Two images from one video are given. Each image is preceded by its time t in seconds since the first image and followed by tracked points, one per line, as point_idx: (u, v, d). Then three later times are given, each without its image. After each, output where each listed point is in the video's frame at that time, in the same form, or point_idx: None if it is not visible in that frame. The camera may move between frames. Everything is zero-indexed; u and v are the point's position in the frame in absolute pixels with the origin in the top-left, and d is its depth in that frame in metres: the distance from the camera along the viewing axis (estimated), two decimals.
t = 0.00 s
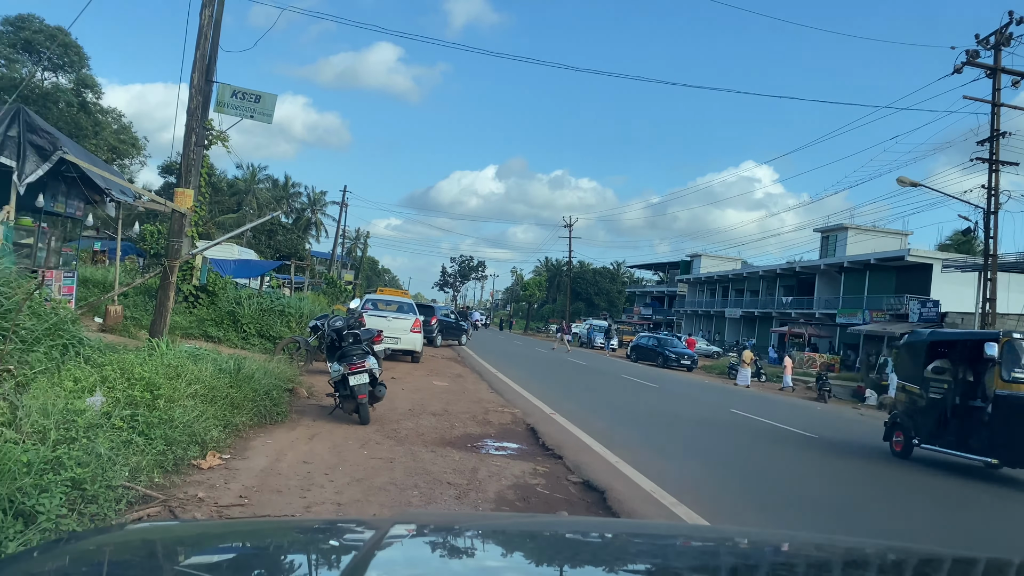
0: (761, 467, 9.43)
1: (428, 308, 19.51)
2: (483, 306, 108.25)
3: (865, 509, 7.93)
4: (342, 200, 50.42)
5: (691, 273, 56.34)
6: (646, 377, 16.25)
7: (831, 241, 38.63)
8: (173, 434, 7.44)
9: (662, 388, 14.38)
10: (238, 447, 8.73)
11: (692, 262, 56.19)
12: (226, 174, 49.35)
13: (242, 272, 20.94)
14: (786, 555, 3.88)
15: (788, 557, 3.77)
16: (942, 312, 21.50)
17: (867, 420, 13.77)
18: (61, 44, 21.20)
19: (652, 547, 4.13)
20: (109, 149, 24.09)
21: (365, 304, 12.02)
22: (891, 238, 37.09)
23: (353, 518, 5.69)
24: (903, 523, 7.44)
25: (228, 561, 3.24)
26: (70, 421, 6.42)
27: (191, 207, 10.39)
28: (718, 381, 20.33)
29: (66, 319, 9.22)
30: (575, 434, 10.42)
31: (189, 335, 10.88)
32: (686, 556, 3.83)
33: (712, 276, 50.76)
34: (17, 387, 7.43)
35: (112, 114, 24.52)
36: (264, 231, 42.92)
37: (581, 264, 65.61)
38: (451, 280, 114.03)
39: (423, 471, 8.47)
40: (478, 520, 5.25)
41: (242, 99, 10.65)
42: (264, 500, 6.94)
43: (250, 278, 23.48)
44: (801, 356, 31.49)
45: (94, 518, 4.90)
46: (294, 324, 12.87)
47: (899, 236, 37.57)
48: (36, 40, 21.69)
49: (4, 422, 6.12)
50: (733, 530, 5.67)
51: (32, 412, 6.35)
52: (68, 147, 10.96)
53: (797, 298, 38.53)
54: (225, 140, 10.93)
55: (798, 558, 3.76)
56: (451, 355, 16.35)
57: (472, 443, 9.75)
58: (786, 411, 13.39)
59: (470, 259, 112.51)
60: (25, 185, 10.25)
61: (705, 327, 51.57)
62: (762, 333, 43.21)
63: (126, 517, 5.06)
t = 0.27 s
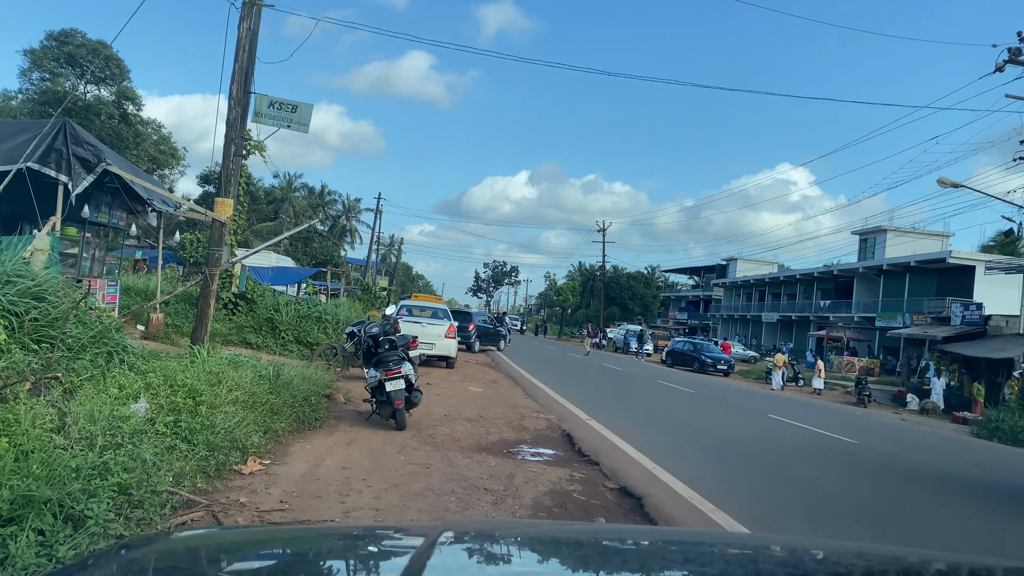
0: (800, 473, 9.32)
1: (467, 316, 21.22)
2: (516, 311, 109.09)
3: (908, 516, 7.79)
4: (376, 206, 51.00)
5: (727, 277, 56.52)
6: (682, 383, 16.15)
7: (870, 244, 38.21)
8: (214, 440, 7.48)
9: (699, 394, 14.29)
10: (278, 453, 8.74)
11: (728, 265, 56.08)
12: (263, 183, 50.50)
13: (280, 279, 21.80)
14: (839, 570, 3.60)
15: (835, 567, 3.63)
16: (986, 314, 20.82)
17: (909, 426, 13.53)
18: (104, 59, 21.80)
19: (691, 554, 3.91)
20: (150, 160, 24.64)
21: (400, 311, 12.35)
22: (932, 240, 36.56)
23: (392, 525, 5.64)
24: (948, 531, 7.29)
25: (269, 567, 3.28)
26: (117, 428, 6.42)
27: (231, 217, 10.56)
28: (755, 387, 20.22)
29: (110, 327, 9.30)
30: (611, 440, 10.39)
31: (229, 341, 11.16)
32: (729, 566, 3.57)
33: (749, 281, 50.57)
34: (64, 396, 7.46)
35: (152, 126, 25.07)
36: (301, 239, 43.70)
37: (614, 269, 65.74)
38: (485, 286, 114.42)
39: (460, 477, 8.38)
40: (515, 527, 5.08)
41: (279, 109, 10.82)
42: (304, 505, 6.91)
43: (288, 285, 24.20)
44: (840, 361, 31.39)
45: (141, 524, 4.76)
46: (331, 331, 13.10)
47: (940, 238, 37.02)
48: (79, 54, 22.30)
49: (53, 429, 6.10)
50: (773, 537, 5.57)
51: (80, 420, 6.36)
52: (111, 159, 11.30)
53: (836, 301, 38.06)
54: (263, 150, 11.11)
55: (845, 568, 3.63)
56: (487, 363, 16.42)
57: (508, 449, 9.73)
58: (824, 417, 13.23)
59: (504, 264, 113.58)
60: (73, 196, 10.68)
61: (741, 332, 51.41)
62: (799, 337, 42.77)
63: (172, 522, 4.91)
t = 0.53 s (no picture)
0: (826, 477, 9.23)
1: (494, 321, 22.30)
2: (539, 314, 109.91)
3: (937, 521, 7.70)
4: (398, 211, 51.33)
5: (750, 279, 56.32)
6: (706, 387, 16.05)
7: (896, 245, 37.88)
8: (240, 444, 7.51)
9: (723, 398, 14.22)
10: (303, 456, 8.81)
11: (752, 267, 55.81)
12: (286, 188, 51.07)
13: (305, 284, 22.04)
14: None
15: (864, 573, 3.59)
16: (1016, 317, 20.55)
17: (938, 430, 13.35)
18: (131, 67, 22.13)
19: (716, 560, 3.87)
20: (175, 166, 24.93)
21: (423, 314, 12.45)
22: (960, 241, 36.12)
23: (418, 529, 5.64)
24: (978, 537, 7.19)
25: (295, 570, 3.32)
26: (145, 431, 6.48)
27: (256, 223, 10.66)
28: (779, 390, 20.07)
29: (138, 332, 9.40)
30: (634, 443, 10.37)
31: (255, 345, 11.32)
32: (757, 572, 3.54)
33: (773, 284, 50.16)
34: (93, 400, 7.54)
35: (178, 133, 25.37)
36: (324, 244, 44.12)
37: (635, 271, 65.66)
38: (507, 289, 114.70)
39: (484, 481, 8.37)
40: (540, 531, 5.05)
41: (302, 115, 10.89)
42: (329, 509, 6.95)
43: (312, 290, 24.39)
44: (868, 364, 31.16)
45: (169, 527, 4.79)
46: (354, 335, 13.21)
47: (969, 239, 36.67)
48: (106, 62, 22.63)
49: (82, 432, 6.17)
50: (799, 542, 5.49)
51: (108, 424, 6.42)
52: (139, 166, 11.46)
53: (862, 304, 37.63)
54: (287, 156, 11.20)
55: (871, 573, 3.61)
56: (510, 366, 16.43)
57: (532, 453, 9.71)
58: (849, 421, 13.10)
59: (526, 267, 114.11)
60: (102, 204, 10.89)
61: (766, 336, 50.94)
62: (825, 340, 42.33)
63: (198, 525, 4.94)
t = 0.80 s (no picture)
0: (838, 479, 9.18)
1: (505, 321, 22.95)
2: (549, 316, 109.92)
3: (951, 522, 7.64)
4: (408, 213, 51.53)
5: (761, 281, 56.20)
6: (717, 388, 16.01)
7: (909, 246, 37.72)
8: (253, 445, 7.54)
9: (733, 399, 14.18)
10: (314, 457, 8.83)
11: (763, 269, 55.70)
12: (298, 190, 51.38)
13: (315, 285, 22.35)
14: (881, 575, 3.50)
15: (876, 570, 3.57)
16: None
17: (951, 431, 13.27)
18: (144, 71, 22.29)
19: (728, 557, 3.86)
20: (188, 168, 25.06)
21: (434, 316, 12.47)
22: (973, 241, 35.93)
23: (429, 528, 5.63)
24: (995, 538, 7.13)
25: (308, 566, 3.32)
26: (158, 431, 6.51)
27: (267, 224, 10.68)
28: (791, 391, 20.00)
29: (151, 333, 9.46)
30: (644, 444, 10.37)
31: (266, 346, 11.34)
32: (769, 569, 3.52)
33: (785, 284, 49.97)
34: (107, 401, 7.59)
35: (190, 136, 25.50)
36: (335, 246, 44.31)
37: (645, 273, 65.62)
38: (517, 290, 114.85)
39: (495, 482, 8.37)
40: (550, 528, 5.04)
41: (314, 117, 10.94)
42: (341, 509, 6.97)
43: (324, 291, 24.51)
44: (881, 365, 31.02)
45: (181, 526, 4.81)
46: (366, 336, 13.26)
47: (982, 240, 36.48)
48: (119, 66, 22.78)
49: (96, 432, 6.21)
50: (812, 542, 5.46)
51: (122, 424, 6.46)
52: (152, 169, 11.54)
53: (875, 305, 37.48)
54: (299, 158, 11.25)
55: (881, 570, 3.59)
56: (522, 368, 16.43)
57: (543, 454, 9.69)
58: (860, 422, 13.04)
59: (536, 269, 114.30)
60: (115, 206, 10.96)
61: (778, 336, 50.74)
62: (837, 341, 42.13)
63: (211, 524, 4.97)
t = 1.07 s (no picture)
0: (839, 479, 9.16)
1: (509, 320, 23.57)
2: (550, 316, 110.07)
3: (953, 522, 7.64)
4: (409, 213, 51.55)
5: (761, 282, 56.22)
6: (717, 388, 15.99)
7: (909, 246, 37.72)
8: (252, 444, 7.53)
9: (734, 399, 14.19)
10: (314, 456, 8.82)
11: (763, 269, 55.72)
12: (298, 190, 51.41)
13: (316, 285, 22.34)
14: (881, 573, 3.49)
15: (874, 569, 3.57)
16: None
17: (952, 432, 13.27)
18: (145, 71, 22.31)
19: (727, 557, 3.85)
20: (188, 167, 25.09)
21: (434, 316, 12.45)
22: (974, 242, 35.91)
23: (428, 526, 5.61)
24: (998, 539, 7.12)
25: (307, 564, 3.32)
26: (157, 430, 6.50)
27: (268, 224, 10.67)
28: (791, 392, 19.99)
29: (151, 332, 9.45)
30: (644, 443, 10.37)
31: (266, 345, 11.34)
32: (769, 569, 3.50)
33: (785, 285, 49.97)
34: (107, 400, 7.59)
35: (191, 135, 25.51)
36: (336, 246, 44.38)
37: (645, 274, 65.66)
38: (518, 290, 114.98)
39: (495, 482, 8.36)
40: (550, 527, 5.03)
41: (314, 117, 10.95)
42: (340, 508, 6.95)
43: (325, 291, 24.52)
44: (882, 365, 30.97)
45: (181, 525, 4.81)
46: (366, 335, 13.26)
47: (983, 241, 36.46)
48: (120, 66, 22.82)
49: (96, 431, 6.20)
50: (811, 541, 5.46)
51: (121, 423, 6.44)
52: (153, 168, 11.54)
53: (875, 306, 37.44)
54: (300, 157, 11.25)
55: (879, 568, 3.58)
56: (522, 367, 16.45)
57: (543, 454, 9.68)
58: (860, 422, 13.05)
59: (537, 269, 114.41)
60: (115, 206, 10.96)
61: (778, 336, 50.81)
62: (837, 342, 42.15)
63: (211, 522, 4.96)
